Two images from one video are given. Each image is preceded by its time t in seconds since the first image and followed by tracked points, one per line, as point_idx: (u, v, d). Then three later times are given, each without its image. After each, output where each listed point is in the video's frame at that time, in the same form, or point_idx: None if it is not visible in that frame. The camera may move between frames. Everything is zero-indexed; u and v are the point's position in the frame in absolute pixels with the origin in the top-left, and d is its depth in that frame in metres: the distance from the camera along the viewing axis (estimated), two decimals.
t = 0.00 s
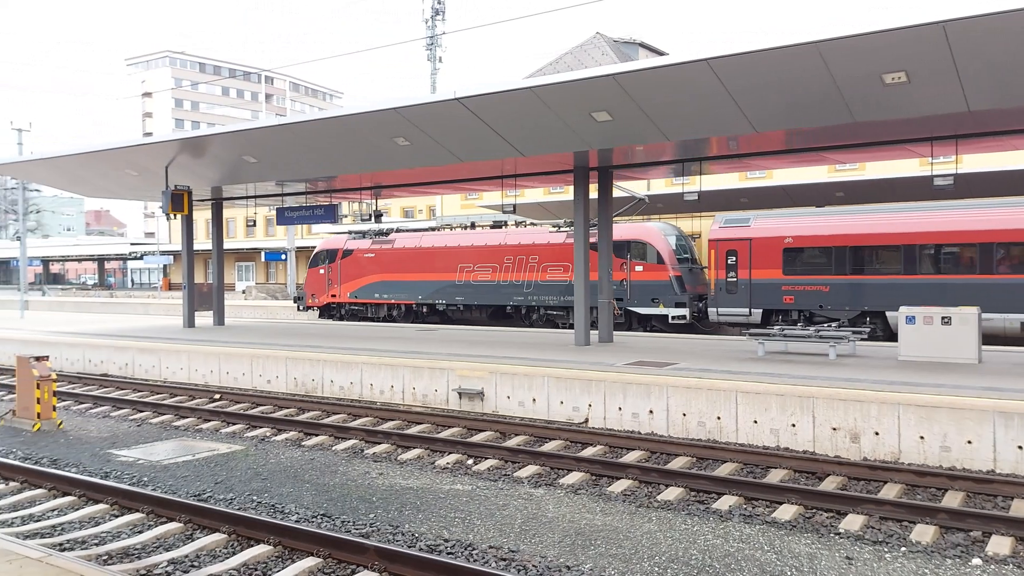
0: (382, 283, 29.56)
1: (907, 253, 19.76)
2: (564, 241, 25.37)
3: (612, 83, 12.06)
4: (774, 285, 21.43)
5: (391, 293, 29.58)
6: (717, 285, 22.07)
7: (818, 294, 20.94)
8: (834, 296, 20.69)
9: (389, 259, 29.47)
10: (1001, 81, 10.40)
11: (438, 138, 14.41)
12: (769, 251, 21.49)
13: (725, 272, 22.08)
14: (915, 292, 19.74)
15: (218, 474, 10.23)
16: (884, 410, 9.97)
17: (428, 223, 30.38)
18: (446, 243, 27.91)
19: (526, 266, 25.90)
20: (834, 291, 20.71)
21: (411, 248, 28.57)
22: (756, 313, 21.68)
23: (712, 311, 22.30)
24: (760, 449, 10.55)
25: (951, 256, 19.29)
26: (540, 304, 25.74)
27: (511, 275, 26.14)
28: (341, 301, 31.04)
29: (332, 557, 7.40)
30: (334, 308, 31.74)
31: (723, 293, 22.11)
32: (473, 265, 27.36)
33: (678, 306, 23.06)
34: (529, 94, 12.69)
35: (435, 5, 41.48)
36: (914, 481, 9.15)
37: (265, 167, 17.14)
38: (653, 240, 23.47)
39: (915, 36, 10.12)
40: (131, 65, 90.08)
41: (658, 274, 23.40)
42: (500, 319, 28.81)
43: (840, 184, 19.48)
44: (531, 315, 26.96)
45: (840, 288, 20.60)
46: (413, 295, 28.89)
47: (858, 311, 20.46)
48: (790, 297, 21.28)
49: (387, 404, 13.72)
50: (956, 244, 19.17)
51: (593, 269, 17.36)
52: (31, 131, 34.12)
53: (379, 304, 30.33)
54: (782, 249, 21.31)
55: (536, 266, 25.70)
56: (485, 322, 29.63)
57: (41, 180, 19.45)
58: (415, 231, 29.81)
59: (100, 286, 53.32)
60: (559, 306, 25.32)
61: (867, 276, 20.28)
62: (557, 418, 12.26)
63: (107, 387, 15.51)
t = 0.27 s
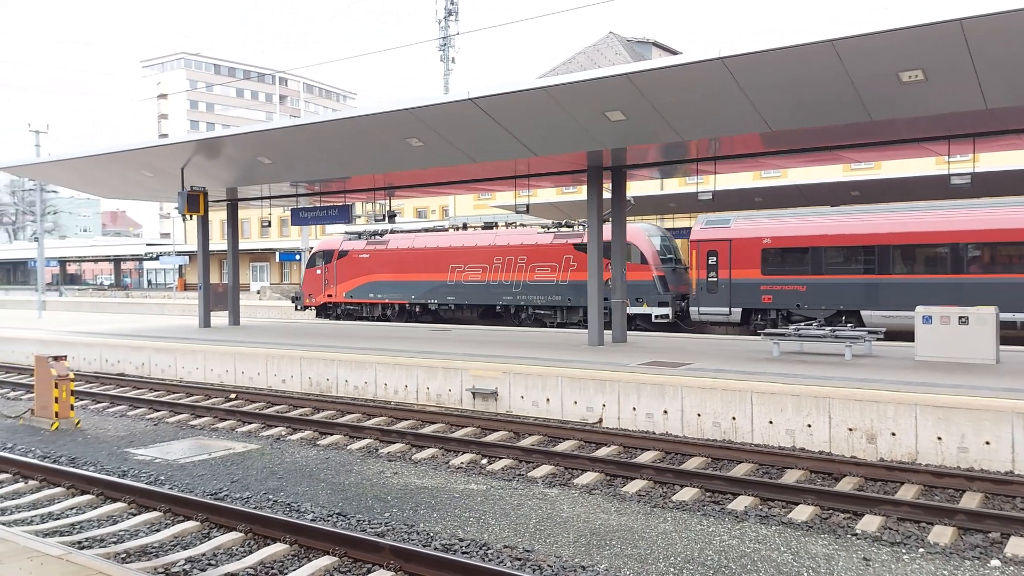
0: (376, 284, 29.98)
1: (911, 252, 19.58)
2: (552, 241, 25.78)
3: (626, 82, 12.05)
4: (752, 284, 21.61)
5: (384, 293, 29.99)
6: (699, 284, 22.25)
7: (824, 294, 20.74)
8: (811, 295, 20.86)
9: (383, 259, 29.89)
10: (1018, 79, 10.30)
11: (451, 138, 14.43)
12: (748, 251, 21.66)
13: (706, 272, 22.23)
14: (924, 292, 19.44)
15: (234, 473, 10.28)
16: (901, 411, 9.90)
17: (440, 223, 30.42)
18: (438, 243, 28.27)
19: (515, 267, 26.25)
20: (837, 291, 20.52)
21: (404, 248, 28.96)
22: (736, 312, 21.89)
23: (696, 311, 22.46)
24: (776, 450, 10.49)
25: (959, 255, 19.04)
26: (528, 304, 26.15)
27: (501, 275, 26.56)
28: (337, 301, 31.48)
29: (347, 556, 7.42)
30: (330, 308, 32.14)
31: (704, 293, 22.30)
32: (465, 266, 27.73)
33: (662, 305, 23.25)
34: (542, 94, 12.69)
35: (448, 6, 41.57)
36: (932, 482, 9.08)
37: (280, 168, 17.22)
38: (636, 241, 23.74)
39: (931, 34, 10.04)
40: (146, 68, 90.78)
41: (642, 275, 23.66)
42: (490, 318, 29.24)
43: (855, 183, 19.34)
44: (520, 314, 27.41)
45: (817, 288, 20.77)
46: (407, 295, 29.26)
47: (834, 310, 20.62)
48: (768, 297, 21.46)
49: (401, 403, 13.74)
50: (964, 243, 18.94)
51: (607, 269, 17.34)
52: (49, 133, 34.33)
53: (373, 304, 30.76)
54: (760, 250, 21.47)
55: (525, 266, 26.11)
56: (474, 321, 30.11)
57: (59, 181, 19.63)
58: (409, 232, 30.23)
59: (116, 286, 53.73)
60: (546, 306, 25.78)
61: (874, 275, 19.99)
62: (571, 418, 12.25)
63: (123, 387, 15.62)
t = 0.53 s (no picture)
0: (364, 284, 30.23)
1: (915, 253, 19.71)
2: (533, 242, 26.14)
3: (633, 82, 12.03)
4: (725, 285, 22.26)
5: (372, 293, 30.26)
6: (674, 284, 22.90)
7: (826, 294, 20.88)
8: (782, 295, 21.48)
9: (370, 259, 30.17)
10: None
11: (458, 139, 14.44)
12: (721, 251, 22.29)
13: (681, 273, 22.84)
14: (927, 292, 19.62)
15: (242, 473, 10.30)
16: (909, 411, 9.88)
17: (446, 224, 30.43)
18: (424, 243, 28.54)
19: (497, 267, 26.62)
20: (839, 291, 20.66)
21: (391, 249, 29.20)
22: (708, 312, 22.57)
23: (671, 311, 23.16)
24: (783, 450, 10.46)
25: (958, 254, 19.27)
26: (509, 304, 26.56)
27: (483, 275, 26.94)
28: (326, 301, 31.73)
29: (355, 556, 7.42)
30: (319, 308, 32.48)
31: (679, 293, 22.96)
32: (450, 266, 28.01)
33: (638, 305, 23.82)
34: (549, 95, 12.69)
35: (454, 6, 41.61)
36: (940, 482, 9.05)
37: (287, 169, 17.25)
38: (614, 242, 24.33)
39: (938, 33, 10.02)
40: (154, 69, 91.11)
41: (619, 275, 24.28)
42: (475, 318, 29.72)
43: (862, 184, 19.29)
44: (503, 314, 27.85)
45: (787, 288, 21.39)
46: (394, 295, 29.53)
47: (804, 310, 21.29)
48: (740, 296, 22.10)
49: (408, 403, 13.75)
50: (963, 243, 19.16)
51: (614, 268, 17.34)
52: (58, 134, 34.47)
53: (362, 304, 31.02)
54: (733, 251, 22.10)
55: (506, 267, 26.48)
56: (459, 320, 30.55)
57: (67, 182, 19.69)
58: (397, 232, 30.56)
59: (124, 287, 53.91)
60: (527, 305, 26.18)
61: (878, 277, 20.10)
62: (578, 418, 12.24)
63: (132, 387, 15.67)
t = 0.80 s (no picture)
0: (367, 284, 30.90)
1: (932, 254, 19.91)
2: (528, 243, 26.73)
3: (653, 82, 12.00)
4: (713, 285, 23.00)
5: (375, 294, 30.93)
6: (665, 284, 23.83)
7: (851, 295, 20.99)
8: (767, 296, 22.18)
9: (373, 260, 30.83)
10: None
11: (478, 139, 14.47)
12: (710, 252, 23.08)
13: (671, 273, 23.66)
14: (949, 293, 19.75)
15: (265, 472, 10.38)
16: (935, 413, 9.78)
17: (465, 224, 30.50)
18: (425, 245, 29.18)
19: (494, 268, 27.20)
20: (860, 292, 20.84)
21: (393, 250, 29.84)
22: (697, 311, 23.29)
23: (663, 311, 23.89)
24: (806, 452, 10.38)
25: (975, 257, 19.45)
26: (505, 304, 27.14)
27: (480, 276, 27.55)
28: (331, 300, 32.39)
29: (378, 555, 7.46)
30: (323, 308, 33.14)
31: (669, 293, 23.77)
32: (450, 267, 28.57)
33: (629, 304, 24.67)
34: (569, 95, 12.69)
35: (474, 7, 41.69)
36: (966, 485, 8.95)
37: (309, 170, 17.37)
38: (606, 243, 25.23)
39: (964, 31, 9.88)
40: (177, 72, 92.10)
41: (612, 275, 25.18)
42: (473, 317, 30.42)
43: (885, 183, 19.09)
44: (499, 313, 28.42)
45: (772, 289, 22.08)
46: (396, 295, 30.16)
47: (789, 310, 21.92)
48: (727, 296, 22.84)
49: (429, 403, 13.80)
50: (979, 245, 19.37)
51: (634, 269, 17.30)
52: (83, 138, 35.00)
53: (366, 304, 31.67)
54: (720, 252, 22.86)
55: (503, 267, 27.08)
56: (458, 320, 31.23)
57: (92, 184, 19.94)
58: (398, 234, 31.19)
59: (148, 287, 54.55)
60: (522, 305, 26.75)
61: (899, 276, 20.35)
62: (599, 419, 12.21)
63: (157, 386, 15.85)
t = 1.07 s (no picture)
0: (382, 285, 31.20)
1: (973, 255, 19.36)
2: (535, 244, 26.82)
3: (687, 81, 11.91)
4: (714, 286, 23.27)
5: (390, 294, 31.22)
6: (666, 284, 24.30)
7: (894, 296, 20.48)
8: (766, 296, 22.40)
9: (387, 261, 31.13)
10: None
11: (511, 140, 14.49)
12: (710, 254, 23.37)
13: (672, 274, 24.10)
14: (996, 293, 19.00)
15: (300, 470, 10.49)
16: (975, 417, 9.58)
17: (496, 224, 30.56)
18: (436, 246, 29.42)
19: (502, 268, 27.32)
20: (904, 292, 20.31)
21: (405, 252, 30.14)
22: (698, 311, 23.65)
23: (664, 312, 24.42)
24: (843, 455, 10.22)
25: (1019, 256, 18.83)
26: (513, 304, 27.21)
27: (489, 276, 27.65)
28: (347, 301, 32.70)
29: (412, 554, 7.49)
30: (340, 307, 33.50)
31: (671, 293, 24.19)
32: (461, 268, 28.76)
33: (634, 305, 24.63)
34: (602, 95, 12.65)
35: (506, 8, 41.79)
36: (1009, 490, 8.76)
37: (343, 171, 17.53)
38: (611, 244, 25.05)
39: (1009, 27, 9.66)
40: (213, 75, 93.60)
41: (616, 276, 25.01)
42: (484, 317, 30.59)
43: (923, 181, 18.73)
44: (508, 314, 28.53)
45: (771, 289, 22.31)
46: (410, 295, 30.43)
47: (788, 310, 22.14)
48: (728, 297, 23.02)
49: (461, 403, 13.85)
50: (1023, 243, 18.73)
51: (667, 269, 17.20)
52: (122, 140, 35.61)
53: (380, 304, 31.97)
54: (720, 254, 23.17)
55: (512, 268, 27.16)
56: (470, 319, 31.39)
57: (131, 186, 20.34)
58: (413, 234, 31.41)
59: (186, 287, 55.49)
60: (530, 305, 26.83)
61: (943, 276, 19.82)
62: (632, 420, 12.15)
63: (195, 385, 16.12)
